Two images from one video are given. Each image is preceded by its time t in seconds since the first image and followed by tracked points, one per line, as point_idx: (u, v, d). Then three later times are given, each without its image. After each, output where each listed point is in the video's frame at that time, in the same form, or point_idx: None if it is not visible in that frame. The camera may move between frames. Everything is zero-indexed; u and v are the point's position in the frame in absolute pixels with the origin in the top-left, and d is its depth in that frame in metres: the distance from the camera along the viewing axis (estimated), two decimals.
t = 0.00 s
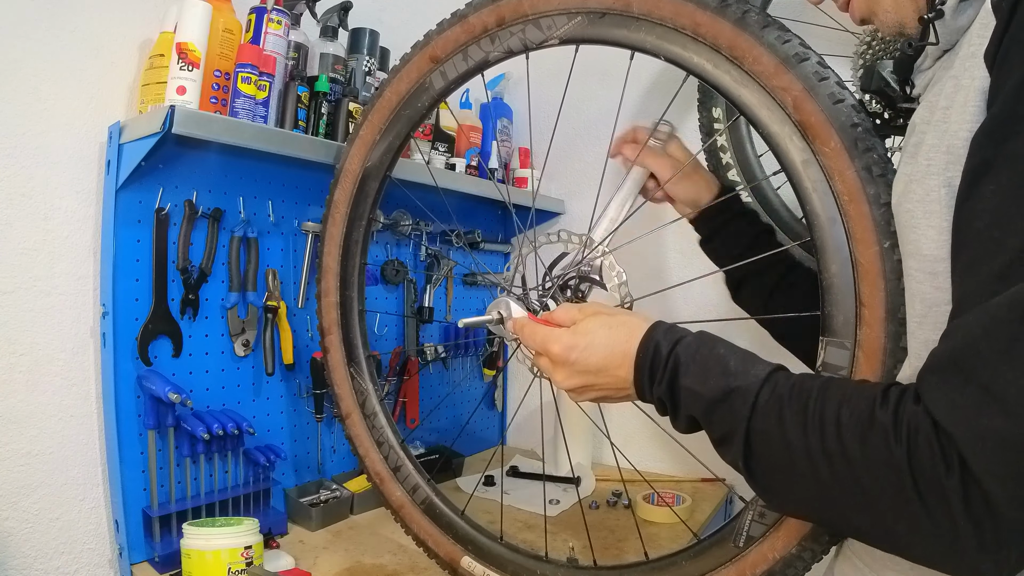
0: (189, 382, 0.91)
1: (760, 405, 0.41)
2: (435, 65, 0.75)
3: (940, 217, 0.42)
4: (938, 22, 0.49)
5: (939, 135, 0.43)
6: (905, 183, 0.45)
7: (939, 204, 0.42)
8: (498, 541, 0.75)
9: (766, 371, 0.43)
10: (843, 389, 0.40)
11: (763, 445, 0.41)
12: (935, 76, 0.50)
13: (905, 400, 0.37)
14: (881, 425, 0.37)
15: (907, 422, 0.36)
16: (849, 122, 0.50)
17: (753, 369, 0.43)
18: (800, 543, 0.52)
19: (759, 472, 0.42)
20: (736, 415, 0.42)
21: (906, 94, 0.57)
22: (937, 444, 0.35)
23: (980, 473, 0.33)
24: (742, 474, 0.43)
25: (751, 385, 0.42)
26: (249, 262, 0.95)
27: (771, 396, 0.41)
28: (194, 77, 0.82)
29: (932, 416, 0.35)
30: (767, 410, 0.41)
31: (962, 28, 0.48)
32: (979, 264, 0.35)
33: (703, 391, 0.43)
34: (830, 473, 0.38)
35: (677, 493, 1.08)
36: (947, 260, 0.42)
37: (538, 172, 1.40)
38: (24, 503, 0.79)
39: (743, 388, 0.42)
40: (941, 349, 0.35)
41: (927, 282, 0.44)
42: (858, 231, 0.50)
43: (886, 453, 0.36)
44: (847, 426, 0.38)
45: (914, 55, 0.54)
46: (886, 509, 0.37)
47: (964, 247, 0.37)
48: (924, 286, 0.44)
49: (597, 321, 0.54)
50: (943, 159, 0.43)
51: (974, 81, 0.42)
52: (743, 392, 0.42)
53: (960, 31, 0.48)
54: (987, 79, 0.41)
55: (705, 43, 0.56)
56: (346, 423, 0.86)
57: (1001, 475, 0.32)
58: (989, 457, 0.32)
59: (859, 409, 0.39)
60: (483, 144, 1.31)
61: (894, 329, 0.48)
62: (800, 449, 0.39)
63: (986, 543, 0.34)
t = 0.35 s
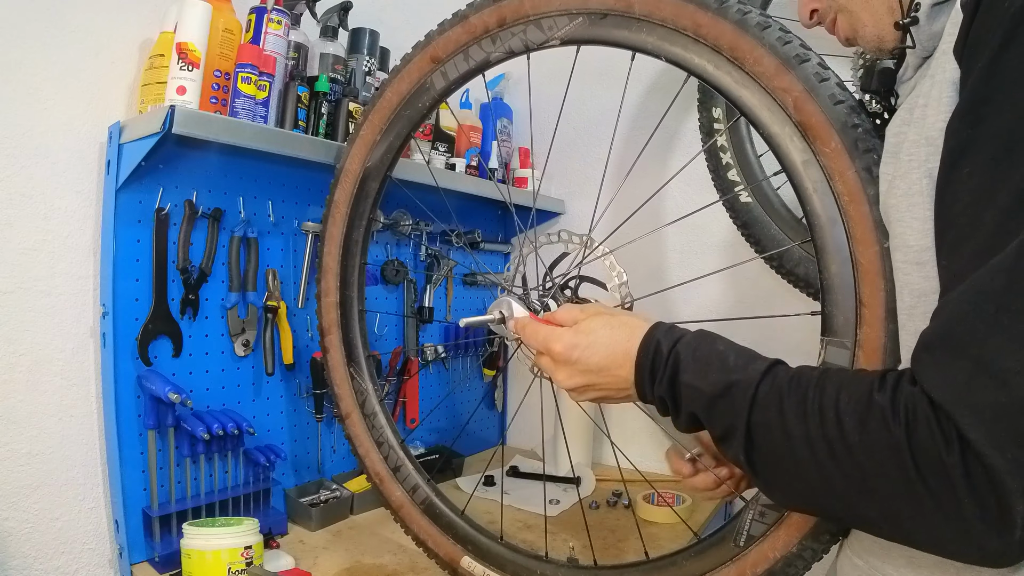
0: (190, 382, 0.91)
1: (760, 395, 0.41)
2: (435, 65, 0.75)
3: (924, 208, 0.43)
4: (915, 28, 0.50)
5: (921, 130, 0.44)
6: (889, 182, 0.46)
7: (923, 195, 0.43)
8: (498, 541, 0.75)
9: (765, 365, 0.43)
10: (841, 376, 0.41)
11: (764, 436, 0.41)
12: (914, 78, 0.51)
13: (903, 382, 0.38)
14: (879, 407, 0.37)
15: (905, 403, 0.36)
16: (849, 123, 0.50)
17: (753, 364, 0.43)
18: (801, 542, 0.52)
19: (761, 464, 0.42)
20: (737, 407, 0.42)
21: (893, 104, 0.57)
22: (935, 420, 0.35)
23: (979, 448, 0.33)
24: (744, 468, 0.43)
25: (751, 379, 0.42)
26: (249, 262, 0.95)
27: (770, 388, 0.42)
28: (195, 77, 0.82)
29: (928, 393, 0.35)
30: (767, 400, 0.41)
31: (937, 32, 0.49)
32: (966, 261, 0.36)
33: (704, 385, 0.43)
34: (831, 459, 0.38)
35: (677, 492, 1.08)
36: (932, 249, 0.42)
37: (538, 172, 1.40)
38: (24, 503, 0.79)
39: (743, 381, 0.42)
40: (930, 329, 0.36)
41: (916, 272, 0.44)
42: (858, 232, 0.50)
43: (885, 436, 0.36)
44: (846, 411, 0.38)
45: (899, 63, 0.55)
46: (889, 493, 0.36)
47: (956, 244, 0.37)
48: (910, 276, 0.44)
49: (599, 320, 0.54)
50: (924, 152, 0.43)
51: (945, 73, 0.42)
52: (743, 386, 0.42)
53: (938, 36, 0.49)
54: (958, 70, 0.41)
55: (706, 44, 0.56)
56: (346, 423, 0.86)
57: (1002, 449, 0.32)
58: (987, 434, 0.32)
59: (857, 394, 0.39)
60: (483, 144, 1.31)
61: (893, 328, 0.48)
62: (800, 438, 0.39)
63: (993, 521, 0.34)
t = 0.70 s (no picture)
0: (189, 382, 0.91)
1: (765, 401, 0.41)
2: (436, 65, 0.75)
3: (931, 218, 0.43)
4: (921, 24, 0.52)
5: (928, 138, 0.44)
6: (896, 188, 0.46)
7: (930, 204, 0.43)
8: (498, 541, 0.75)
9: (769, 370, 0.43)
10: (846, 384, 0.40)
11: (768, 441, 0.41)
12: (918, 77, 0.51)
13: (909, 394, 0.38)
14: (886, 418, 0.37)
15: (912, 415, 0.36)
16: (849, 124, 0.50)
17: (756, 368, 0.43)
18: (801, 541, 0.52)
19: (765, 467, 0.42)
20: (741, 411, 0.42)
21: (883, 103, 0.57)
22: (942, 435, 0.35)
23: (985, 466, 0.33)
24: (746, 469, 0.43)
25: (756, 383, 0.42)
26: (249, 262, 0.95)
27: (775, 394, 0.41)
28: (195, 77, 0.82)
29: (936, 407, 0.35)
30: (772, 407, 0.41)
31: (945, 30, 0.51)
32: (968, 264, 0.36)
33: (709, 388, 0.43)
34: (836, 468, 0.38)
35: (677, 493, 1.08)
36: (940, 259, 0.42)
37: (538, 172, 1.40)
38: (23, 503, 0.79)
39: (748, 385, 0.42)
40: (939, 345, 0.36)
41: (922, 281, 0.44)
42: (858, 232, 0.50)
43: (891, 446, 0.37)
44: (852, 420, 0.38)
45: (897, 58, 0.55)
46: (893, 502, 0.37)
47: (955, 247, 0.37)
48: (918, 286, 0.44)
49: (601, 318, 0.54)
50: (933, 161, 0.43)
51: (959, 84, 0.42)
52: (748, 389, 0.42)
53: (943, 33, 0.51)
54: (972, 82, 0.41)
55: (707, 45, 0.56)
56: (346, 424, 0.86)
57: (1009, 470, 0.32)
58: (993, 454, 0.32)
59: (864, 404, 0.39)
60: (483, 144, 1.31)
61: (893, 328, 0.48)
62: (806, 445, 0.39)
63: (994, 534, 0.34)
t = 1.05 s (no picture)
0: (189, 382, 0.91)
1: (765, 396, 0.41)
2: (437, 65, 0.75)
3: (935, 213, 0.43)
4: (931, 28, 0.51)
5: (934, 135, 0.44)
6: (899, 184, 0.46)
7: (935, 200, 0.43)
8: (498, 540, 0.75)
9: (770, 366, 0.43)
10: (846, 379, 0.41)
11: (768, 435, 0.41)
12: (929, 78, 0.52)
13: (910, 387, 0.38)
14: (886, 411, 0.37)
15: (913, 407, 0.36)
16: (850, 125, 0.50)
17: (758, 363, 0.44)
18: (801, 540, 0.52)
19: (765, 464, 0.42)
20: (742, 406, 0.42)
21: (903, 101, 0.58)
22: (942, 426, 0.35)
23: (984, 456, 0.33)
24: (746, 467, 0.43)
25: (757, 378, 0.42)
26: (249, 262, 0.95)
27: (776, 388, 0.42)
28: (195, 77, 0.82)
29: (937, 400, 0.36)
30: (772, 401, 0.41)
31: (955, 33, 0.49)
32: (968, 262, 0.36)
33: (709, 383, 0.43)
34: (836, 462, 0.38)
35: (677, 493, 1.08)
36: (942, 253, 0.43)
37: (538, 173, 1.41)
38: (23, 504, 0.79)
39: (749, 381, 0.42)
40: (939, 334, 0.36)
41: (923, 276, 0.44)
42: (858, 232, 0.50)
43: (891, 439, 0.37)
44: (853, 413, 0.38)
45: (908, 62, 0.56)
46: (893, 497, 0.37)
47: (961, 246, 0.37)
48: (920, 280, 0.44)
49: (602, 316, 0.54)
50: (937, 157, 0.43)
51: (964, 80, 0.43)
52: (749, 384, 0.42)
53: (953, 36, 0.50)
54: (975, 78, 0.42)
55: (708, 46, 0.56)
56: (345, 424, 0.86)
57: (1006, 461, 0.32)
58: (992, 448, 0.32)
59: (864, 397, 0.39)
60: (483, 144, 1.31)
61: (894, 327, 0.48)
62: (806, 439, 0.39)
63: (994, 529, 0.34)
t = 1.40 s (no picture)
0: (189, 382, 0.91)
1: (765, 384, 0.42)
2: (437, 65, 0.75)
3: (925, 205, 0.43)
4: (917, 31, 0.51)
5: (922, 130, 0.44)
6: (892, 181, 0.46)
7: (925, 195, 0.43)
8: (498, 540, 0.75)
9: (771, 356, 0.44)
10: (845, 365, 0.41)
11: (769, 423, 0.41)
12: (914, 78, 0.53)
13: (908, 367, 0.38)
14: (886, 392, 0.37)
15: (912, 386, 0.36)
16: (850, 125, 0.50)
17: (759, 354, 0.44)
18: (801, 540, 0.53)
19: (767, 453, 0.42)
20: (742, 395, 0.42)
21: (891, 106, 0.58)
22: (939, 400, 0.35)
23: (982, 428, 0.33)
24: (748, 458, 0.43)
25: (758, 366, 0.42)
26: (249, 262, 0.95)
27: (776, 376, 0.42)
28: (195, 77, 0.82)
29: (934, 377, 0.35)
30: (772, 389, 0.41)
31: (938, 37, 0.50)
32: (968, 258, 0.36)
33: (709, 373, 0.44)
34: (837, 448, 0.38)
35: (677, 492, 1.08)
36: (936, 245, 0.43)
37: (539, 173, 1.41)
38: (23, 504, 0.79)
39: (748, 370, 0.42)
40: (936, 313, 0.36)
41: (918, 268, 0.44)
42: (858, 232, 0.50)
43: (892, 421, 0.37)
44: (853, 396, 0.38)
45: (902, 65, 0.56)
46: (895, 478, 0.36)
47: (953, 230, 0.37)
48: (913, 273, 0.44)
49: (604, 312, 0.54)
50: (926, 150, 0.43)
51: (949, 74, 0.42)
52: (749, 373, 0.42)
53: (938, 39, 0.50)
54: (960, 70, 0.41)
55: (709, 46, 0.56)
56: (345, 424, 0.86)
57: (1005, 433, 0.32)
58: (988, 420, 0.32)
59: (864, 381, 0.39)
60: (483, 145, 1.31)
61: (893, 326, 0.48)
62: (807, 426, 0.39)
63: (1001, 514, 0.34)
